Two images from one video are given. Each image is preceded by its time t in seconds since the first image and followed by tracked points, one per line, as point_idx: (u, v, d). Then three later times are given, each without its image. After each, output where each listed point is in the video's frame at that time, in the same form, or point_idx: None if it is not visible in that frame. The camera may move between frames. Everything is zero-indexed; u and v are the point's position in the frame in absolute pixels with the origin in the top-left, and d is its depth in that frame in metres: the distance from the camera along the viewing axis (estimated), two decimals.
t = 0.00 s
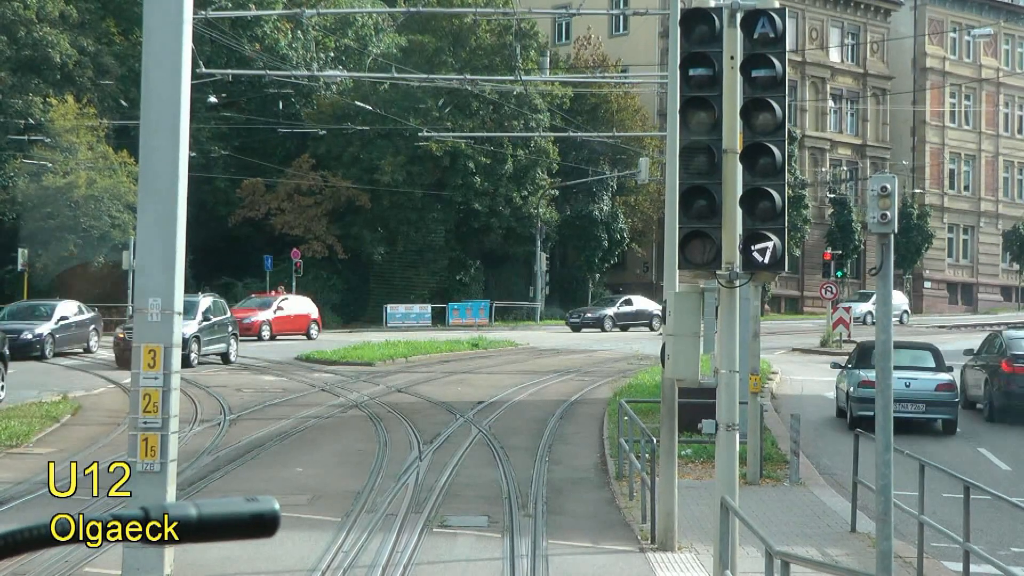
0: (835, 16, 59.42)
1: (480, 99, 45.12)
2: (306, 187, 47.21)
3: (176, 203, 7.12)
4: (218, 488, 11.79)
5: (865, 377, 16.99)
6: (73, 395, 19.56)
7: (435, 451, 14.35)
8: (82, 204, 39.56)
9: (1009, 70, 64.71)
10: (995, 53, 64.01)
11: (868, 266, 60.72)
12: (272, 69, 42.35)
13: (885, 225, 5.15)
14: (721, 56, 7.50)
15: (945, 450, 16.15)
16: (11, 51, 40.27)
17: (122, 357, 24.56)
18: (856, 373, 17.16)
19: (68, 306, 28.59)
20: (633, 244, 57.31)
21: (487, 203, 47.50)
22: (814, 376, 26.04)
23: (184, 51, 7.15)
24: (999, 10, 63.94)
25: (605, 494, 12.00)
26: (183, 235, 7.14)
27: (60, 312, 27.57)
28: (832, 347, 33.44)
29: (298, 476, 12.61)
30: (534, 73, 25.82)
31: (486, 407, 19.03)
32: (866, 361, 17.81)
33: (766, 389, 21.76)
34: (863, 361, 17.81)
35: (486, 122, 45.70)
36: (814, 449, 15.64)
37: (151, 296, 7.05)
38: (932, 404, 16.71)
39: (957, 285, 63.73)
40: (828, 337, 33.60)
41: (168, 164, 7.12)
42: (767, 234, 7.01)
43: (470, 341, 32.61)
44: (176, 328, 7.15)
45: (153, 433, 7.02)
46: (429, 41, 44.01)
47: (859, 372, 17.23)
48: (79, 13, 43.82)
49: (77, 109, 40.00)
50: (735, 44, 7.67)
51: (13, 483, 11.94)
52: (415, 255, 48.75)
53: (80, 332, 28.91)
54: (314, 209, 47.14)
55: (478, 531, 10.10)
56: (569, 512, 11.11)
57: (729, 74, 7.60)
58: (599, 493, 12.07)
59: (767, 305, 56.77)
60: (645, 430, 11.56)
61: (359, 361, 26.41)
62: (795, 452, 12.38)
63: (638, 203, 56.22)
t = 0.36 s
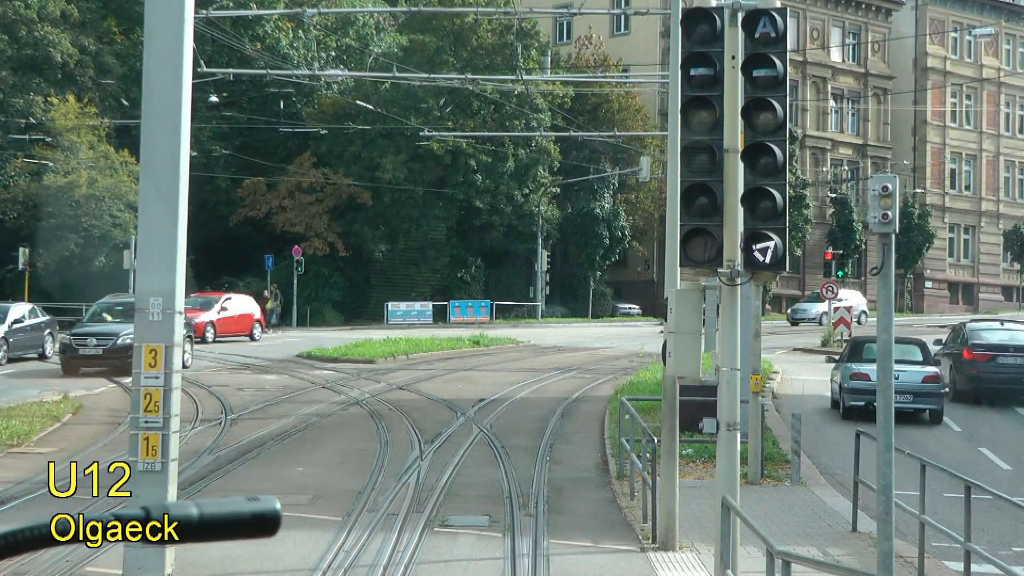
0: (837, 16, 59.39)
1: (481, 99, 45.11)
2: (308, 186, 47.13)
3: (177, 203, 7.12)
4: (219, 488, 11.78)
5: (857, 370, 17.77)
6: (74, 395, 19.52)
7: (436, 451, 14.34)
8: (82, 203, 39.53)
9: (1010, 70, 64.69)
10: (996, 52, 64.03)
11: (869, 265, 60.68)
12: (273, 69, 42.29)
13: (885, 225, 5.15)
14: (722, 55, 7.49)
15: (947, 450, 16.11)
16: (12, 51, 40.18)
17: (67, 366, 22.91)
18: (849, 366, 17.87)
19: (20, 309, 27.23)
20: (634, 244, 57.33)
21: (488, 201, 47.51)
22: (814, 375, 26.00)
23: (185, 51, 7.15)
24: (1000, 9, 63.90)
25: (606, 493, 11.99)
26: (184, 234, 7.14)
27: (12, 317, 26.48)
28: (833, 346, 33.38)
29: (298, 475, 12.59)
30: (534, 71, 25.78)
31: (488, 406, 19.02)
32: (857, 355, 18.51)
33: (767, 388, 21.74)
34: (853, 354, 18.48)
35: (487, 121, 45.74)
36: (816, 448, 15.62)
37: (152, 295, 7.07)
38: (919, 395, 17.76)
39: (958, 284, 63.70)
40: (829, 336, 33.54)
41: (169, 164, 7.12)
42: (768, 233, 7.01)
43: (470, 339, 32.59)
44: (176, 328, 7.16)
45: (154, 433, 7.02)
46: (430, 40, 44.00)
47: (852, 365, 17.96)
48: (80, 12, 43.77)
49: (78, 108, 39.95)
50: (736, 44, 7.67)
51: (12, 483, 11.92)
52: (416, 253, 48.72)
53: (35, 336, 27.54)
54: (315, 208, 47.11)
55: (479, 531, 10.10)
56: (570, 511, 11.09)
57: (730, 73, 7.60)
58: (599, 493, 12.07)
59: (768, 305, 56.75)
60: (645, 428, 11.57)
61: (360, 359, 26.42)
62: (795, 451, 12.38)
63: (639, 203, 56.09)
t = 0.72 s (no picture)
0: (837, 15, 59.44)
1: (481, 98, 45.11)
2: (308, 186, 47.09)
3: (177, 200, 7.12)
4: (220, 487, 11.78)
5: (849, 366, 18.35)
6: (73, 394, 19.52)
7: (436, 451, 14.33)
8: (83, 203, 39.51)
9: (1010, 70, 64.74)
10: (996, 52, 64.06)
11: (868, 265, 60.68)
12: (274, 68, 42.27)
13: (885, 223, 5.16)
14: (721, 54, 7.51)
15: (947, 449, 16.10)
16: (12, 50, 40.20)
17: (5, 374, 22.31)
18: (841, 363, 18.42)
19: None
20: (634, 243, 57.35)
21: (489, 201, 47.47)
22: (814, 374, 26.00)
23: (185, 49, 7.16)
24: (1000, 8, 63.93)
25: (606, 492, 12.00)
26: (185, 231, 7.14)
27: None
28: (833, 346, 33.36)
29: (298, 474, 12.59)
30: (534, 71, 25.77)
31: (488, 406, 19.00)
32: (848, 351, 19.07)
33: (766, 388, 21.71)
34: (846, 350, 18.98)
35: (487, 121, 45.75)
36: (817, 447, 15.62)
37: (152, 293, 7.07)
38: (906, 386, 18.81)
39: (958, 284, 63.69)
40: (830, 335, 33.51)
41: (169, 160, 7.12)
42: (768, 231, 7.01)
43: (470, 339, 32.59)
44: (176, 327, 7.16)
45: (155, 431, 7.02)
46: (430, 40, 44.02)
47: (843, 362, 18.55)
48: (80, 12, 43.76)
49: (78, 108, 39.91)
50: (736, 43, 7.68)
51: (11, 483, 11.92)
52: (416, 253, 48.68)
53: None
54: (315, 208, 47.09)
55: (479, 529, 10.11)
56: (570, 510, 11.10)
57: (730, 72, 7.59)
58: (599, 491, 12.06)
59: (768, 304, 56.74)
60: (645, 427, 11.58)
61: (360, 359, 26.41)
62: (795, 450, 12.38)
63: (639, 202, 56.09)
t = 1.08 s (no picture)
0: (837, 15, 59.45)
1: (481, 98, 45.08)
2: (308, 186, 47.10)
3: (177, 200, 7.12)
4: (220, 488, 11.77)
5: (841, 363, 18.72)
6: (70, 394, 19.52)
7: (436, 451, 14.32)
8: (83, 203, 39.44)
9: (1010, 69, 64.78)
10: (996, 51, 64.05)
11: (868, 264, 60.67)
12: (274, 69, 42.26)
13: (884, 223, 5.15)
14: (722, 54, 7.50)
15: (947, 449, 16.09)
16: (12, 50, 40.20)
17: None
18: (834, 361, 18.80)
19: None
20: (634, 244, 57.35)
21: (489, 201, 47.47)
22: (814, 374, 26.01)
23: (186, 50, 7.15)
24: (1000, 8, 63.94)
25: (606, 492, 12.00)
26: (186, 232, 7.14)
27: None
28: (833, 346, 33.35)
29: (297, 474, 12.59)
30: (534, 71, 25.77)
31: (488, 407, 18.98)
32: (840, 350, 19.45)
33: (766, 388, 21.72)
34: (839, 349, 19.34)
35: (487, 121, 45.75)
36: (817, 448, 15.61)
37: (153, 293, 7.07)
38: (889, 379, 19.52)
39: (958, 283, 63.67)
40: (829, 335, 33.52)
41: (169, 159, 7.12)
42: (768, 232, 7.01)
43: (470, 340, 32.58)
44: (176, 326, 7.16)
45: (155, 432, 7.02)
46: (430, 40, 44.05)
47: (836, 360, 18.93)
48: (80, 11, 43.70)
49: (78, 108, 39.93)
50: (735, 44, 7.68)
51: (12, 482, 11.94)
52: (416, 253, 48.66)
53: None
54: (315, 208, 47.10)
55: (479, 529, 10.11)
56: (570, 510, 11.10)
57: (730, 72, 7.61)
58: (599, 492, 12.07)
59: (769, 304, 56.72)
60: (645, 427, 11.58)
61: (360, 360, 26.42)
62: (795, 451, 12.39)
63: (639, 203, 56.08)
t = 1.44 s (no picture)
0: (838, 16, 59.48)
1: (481, 99, 45.05)
2: (308, 187, 47.15)
3: (177, 201, 7.12)
4: (220, 488, 11.78)
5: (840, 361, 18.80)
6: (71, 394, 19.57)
7: (436, 451, 14.34)
8: (83, 203, 39.35)
9: (1010, 70, 64.79)
10: (996, 53, 64.10)
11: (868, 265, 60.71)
12: (274, 69, 42.26)
13: (884, 225, 5.16)
14: (721, 55, 7.50)
15: (947, 450, 16.08)
16: (13, 50, 40.20)
17: None
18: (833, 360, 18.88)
19: None
20: (635, 245, 57.36)
21: (489, 202, 47.47)
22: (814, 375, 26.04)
23: (186, 49, 7.16)
24: (1000, 9, 63.97)
25: (605, 493, 12.02)
26: (186, 233, 7.15)
27: None
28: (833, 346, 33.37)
29: (298, 474, 12.58)
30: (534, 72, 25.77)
31: (488, 407, 18.99)
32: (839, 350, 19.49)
33: (766, 388, 21.73)
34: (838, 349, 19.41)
35: (488, 121, 45.73)
36: (818, 449, 15.62)
37: (153, 294, 7.08)
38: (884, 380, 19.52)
39: (958, 284, 63.68)
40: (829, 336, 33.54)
41: (170, 159, 7.13)
42: (768, 233, 7.02)
43: (471, 340, 32.59)
44: (177, 327, 7.16)
45: (155, 432, 7.02)
46: (430, 40, 44.07)
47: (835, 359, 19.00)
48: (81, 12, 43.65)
49: (78, 108, 39.90)
50: (735, 45, 7.69)
51: (12, 482, 11.95)
52: (417, 254, 48.67)
53: None
54: (315, 208, 47.13)
55: (478, 530, 10.11)
56: (570, 511, 11.11)
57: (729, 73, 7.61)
58: (599, 492, 12.08)
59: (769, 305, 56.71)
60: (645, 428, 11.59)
61: (360, 360, 26.45)
62: (795, 451, 12.40)
63: (639, 204, 56.10)
